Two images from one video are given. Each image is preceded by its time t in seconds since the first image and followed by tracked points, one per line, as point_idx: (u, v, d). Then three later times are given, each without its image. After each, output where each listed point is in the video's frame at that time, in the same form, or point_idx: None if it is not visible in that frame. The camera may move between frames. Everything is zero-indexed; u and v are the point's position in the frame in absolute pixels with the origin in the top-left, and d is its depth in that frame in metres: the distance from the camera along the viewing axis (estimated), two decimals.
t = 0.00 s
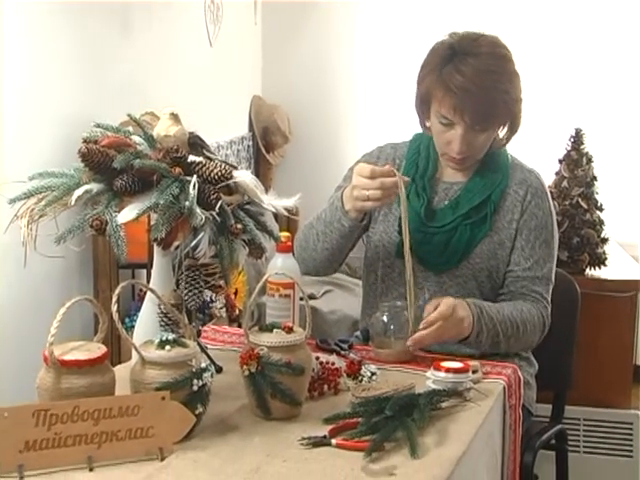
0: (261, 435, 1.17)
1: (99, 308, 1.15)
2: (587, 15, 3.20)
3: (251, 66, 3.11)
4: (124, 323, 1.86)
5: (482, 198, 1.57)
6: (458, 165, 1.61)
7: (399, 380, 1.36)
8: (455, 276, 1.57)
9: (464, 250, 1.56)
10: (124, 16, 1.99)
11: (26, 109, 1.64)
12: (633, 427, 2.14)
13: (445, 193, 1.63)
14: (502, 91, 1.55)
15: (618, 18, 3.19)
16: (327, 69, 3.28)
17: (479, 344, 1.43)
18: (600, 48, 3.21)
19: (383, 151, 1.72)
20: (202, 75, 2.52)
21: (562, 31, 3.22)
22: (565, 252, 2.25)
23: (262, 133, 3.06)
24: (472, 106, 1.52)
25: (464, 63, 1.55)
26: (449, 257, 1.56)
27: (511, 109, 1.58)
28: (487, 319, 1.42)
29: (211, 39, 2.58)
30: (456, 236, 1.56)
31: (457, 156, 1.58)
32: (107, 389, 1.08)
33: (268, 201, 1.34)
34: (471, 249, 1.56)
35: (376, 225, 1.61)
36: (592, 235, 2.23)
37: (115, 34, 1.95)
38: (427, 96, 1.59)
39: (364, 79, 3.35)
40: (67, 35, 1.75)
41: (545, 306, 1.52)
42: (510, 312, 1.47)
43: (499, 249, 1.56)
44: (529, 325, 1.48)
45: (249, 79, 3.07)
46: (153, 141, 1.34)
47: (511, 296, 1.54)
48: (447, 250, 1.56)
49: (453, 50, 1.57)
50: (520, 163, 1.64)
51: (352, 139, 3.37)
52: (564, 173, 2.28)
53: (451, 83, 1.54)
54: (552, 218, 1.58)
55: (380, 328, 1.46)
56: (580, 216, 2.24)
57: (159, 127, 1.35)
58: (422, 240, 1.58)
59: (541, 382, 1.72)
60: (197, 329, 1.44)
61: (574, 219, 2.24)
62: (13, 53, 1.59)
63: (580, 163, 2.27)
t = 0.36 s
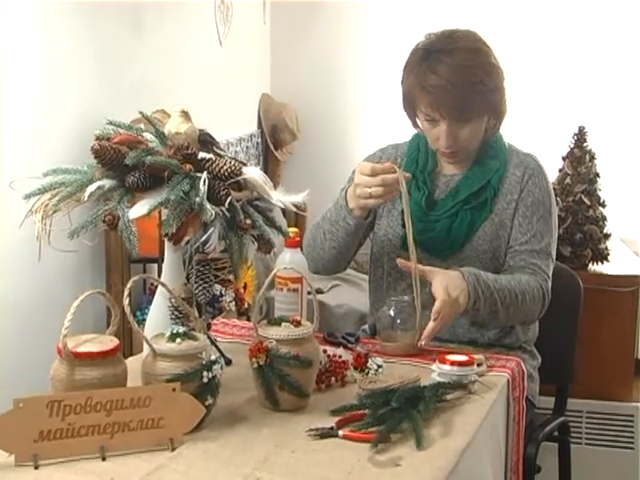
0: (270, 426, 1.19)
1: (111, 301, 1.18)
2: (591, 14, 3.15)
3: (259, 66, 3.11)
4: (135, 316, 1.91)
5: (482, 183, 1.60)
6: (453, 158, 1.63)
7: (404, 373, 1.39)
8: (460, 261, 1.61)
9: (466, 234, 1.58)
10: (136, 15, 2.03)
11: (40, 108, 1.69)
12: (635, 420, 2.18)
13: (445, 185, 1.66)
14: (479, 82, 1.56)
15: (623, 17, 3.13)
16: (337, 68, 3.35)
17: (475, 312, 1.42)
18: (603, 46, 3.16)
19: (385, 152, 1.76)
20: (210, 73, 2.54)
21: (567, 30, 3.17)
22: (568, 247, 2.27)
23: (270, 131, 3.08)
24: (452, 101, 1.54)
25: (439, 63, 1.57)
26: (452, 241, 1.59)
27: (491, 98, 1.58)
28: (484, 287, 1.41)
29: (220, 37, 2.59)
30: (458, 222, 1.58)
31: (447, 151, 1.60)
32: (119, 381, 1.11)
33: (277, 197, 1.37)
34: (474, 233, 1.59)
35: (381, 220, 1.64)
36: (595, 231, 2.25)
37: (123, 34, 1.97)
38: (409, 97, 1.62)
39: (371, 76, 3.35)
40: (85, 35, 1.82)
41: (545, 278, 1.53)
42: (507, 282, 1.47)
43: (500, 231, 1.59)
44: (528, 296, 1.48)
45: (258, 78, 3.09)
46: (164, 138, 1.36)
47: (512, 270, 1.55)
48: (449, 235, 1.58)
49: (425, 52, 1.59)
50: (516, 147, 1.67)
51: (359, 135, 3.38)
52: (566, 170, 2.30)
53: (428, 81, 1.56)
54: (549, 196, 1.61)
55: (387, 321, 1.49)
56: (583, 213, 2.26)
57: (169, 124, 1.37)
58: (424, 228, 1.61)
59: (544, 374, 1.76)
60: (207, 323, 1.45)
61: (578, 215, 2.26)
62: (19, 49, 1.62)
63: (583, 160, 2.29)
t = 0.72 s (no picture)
0: (278, 418, 1.22)
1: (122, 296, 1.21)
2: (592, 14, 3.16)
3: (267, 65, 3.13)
4: (146, 310, 1.94)
5: (478, 171, 1.63)
6: (445, 154, 1.68)
7: (410, 367, 1.42)
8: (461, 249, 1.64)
9: (465, 221, 1.62)
10: (146, 16, 2.07)
11: (49, 107, 1.74)
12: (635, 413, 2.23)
13: (444, 177, 1.70)
14: (463, 79, 1.59)
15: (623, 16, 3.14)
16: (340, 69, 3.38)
17: (481, 293, 1.42)
18: (604, 45, 3.16)
19: (386, 153, 1.81)
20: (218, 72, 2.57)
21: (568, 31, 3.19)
22: (570, 243, 2.29)
23: (278, 129, 3.10)
24: (436, 100, 1.57)
25: (422, 65, 1.61)
26: (452, 229, 1.63)
27: (477, 93, 1.61)
28: (488, 266, 1.41)
29: (228, 37, 2.63)
30: (455, 210, 1.63)
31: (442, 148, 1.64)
32: (131, 373, 1.14)
33: (285, 194, 1.40)
34: (472, 220, 1.63)
35: (383, 218, 1.68)
36: (596, 228, 2.27)
37: (130, 34, 2.00)
38: (400, 100, 1.66)
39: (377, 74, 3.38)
40: (93, 35, 1.87)
41: (549, 253, 1.54)
42: (511, 259, 1.47)
43: (499, 216, 1.62)
44: (534, 272, 1.49)
45: (266, 77, 3.12)
46: (174, 136, 1.39)
47: (515, 249, 1.57)
48: (449, 223, 1.63)
49: (409, 55, 1.63)
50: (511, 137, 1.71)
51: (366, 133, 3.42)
52: (569, 167, 2.30)
53: (413, 84, 1.60)
54: (546, 178, 1.63)
55: (392, 315, 1.52)
56: (585, 209, 2.27)
57: (179, 123, 1.39)
58: (424, 219, 1.66)
59: (547, 368, 1.78)
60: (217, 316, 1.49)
61: (580, 212, 2.27)
62: (28, 51, 1.66)
63: (586, 157, 2.29)
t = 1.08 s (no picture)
0: (284, 412, 1.25)
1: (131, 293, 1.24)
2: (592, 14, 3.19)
3: (272, 67, 3.16)
4: (155, 306, 1.98)
5: (476, 168, 1.66)
6: (441, 154, 1.71)
7: (414, 362, 1.44)
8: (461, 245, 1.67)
9: (463, 218, 1.66)
10: (153, 17, 2.15)
11: (55, 107, 1.78)
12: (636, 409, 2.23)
13: (442, 176, 1.73)
14: (453, 77, 1.61)
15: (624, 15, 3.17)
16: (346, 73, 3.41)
17: (490, 285, 1.42)
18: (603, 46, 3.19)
19: (387, 156, 1.82)
20: (224, 72, 2.62)
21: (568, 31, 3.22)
22: (571, 241, 2.31)
23: (284, 129, 3.14)
24: (428, 99, 1.59)
25: (415, 65, 1.63)
26: (450, 226, 1.66)
27: (468, 91, 1.62)
28: (496, 258, 1.40)
29: (234, 38, 2.69)
30: (453, 209, 1.66)
31: (439, 147, 1.67)
32: (140, 368, 1.17)
33: (291, 192, 1.42)
34: (470, 217, 1.66)
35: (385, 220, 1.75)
36: (597, 226, 2.28)
37: (137, 36, 2.08)
38: (396, 100, 1.69)
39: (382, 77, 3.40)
40: (101, 35, 1.93)
41: (556, 243, 1.56)
42: (520, 250, 1.48)
43: (497, 211, 1.65)
44: (544, 260, 1.50)
45: (273, 78, 3.16)
46: (183, 135, 1.41)
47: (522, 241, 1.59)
48: (447, 220, 1.66)
49: (402, 56, 1.66)
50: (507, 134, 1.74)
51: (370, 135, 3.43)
52: (570, 166, 2.31)
53: (405, 85, 1.63)
54: (545, 171, 1.66)
55: (396, 311, 1.55)
56: (586, 207, 2.28)
57: (187, 122, 1.42)
58: (423, 218, 1.69)
59: (548, 364, 1.80)
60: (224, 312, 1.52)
61: (581, 210, 2.29)
62: (35, 54, 1.70)
63: (586, 156, 2.30)
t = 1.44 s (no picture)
0: (287, 407, 1.28)
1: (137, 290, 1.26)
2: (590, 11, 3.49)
3: (277, 67, 3.21)
4: (161, 302, 2.01)
5: (473, 165, 1.69)
6: (439, 154, 1.74)
7: (415, 357, 1.48)
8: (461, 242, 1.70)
9: (461, 216, 1.69)
10: (162, 19, 2.21)
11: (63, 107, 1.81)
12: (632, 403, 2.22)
13: (440, 175, 1.76)
14: (444, 74, 1.62)
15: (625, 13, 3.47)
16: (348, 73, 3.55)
17: (488, 277, 1.43)
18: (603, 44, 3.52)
19: (387, 158, 1.86)
20: (230, 73, 2.67)
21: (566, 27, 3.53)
22: (570, 239, 2.34)
23: (288, 129, 3.17)
24: (421, 95, 1.62)
25: (410, 63, 1.65)
26: (449, 224, 1.69)
27: (459, 89, 1.63)
28: (493, 251, 1.42)
29: (240, 40, 2.74)
30: (451, 208, 1.70)
31: (432, 145, 1.69)
32: (146, 363, 1.19)
33: (295, 191, 1.44)
34: (469, 214, 1.69)
35: (386, 220, 1.80)
36: (595, 224, 2.31)
37: (150, 39, 2.15)
38: (391, 99, 1.71)
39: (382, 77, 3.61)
40: (109, 36, 1.97)
41: (557, 231, 1.56)
42: (519, 241, 1.49)
43: (495, 208, 1.68)
44: (544, 249, 1.51)
45: (278, 79, 3.21)
46: (189, 135, 1.44)
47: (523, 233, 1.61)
48: (446, 218, 1.70)
49: (397, 56, 1.68)
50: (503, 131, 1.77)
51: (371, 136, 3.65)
52: (568, 165, 2.34)
53: (399, 83, 1.65)
54: (541, 166, 1.68)
55: (398, 308, 1.58)
56: (584, 206, 2.31)
57: (194, 122, 1.48)
58: (422, 217, 1.72)
59: (546, 360, 1.83)
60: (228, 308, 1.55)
61: (579, 209, 2.31)
62: (44, 55, 1.73)
63: (585, 155, 2.33)
